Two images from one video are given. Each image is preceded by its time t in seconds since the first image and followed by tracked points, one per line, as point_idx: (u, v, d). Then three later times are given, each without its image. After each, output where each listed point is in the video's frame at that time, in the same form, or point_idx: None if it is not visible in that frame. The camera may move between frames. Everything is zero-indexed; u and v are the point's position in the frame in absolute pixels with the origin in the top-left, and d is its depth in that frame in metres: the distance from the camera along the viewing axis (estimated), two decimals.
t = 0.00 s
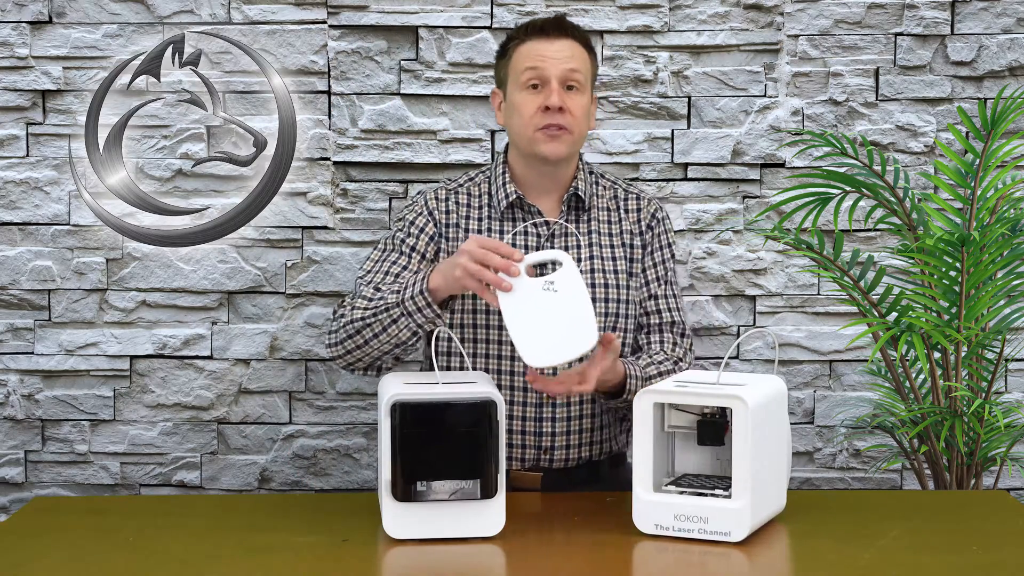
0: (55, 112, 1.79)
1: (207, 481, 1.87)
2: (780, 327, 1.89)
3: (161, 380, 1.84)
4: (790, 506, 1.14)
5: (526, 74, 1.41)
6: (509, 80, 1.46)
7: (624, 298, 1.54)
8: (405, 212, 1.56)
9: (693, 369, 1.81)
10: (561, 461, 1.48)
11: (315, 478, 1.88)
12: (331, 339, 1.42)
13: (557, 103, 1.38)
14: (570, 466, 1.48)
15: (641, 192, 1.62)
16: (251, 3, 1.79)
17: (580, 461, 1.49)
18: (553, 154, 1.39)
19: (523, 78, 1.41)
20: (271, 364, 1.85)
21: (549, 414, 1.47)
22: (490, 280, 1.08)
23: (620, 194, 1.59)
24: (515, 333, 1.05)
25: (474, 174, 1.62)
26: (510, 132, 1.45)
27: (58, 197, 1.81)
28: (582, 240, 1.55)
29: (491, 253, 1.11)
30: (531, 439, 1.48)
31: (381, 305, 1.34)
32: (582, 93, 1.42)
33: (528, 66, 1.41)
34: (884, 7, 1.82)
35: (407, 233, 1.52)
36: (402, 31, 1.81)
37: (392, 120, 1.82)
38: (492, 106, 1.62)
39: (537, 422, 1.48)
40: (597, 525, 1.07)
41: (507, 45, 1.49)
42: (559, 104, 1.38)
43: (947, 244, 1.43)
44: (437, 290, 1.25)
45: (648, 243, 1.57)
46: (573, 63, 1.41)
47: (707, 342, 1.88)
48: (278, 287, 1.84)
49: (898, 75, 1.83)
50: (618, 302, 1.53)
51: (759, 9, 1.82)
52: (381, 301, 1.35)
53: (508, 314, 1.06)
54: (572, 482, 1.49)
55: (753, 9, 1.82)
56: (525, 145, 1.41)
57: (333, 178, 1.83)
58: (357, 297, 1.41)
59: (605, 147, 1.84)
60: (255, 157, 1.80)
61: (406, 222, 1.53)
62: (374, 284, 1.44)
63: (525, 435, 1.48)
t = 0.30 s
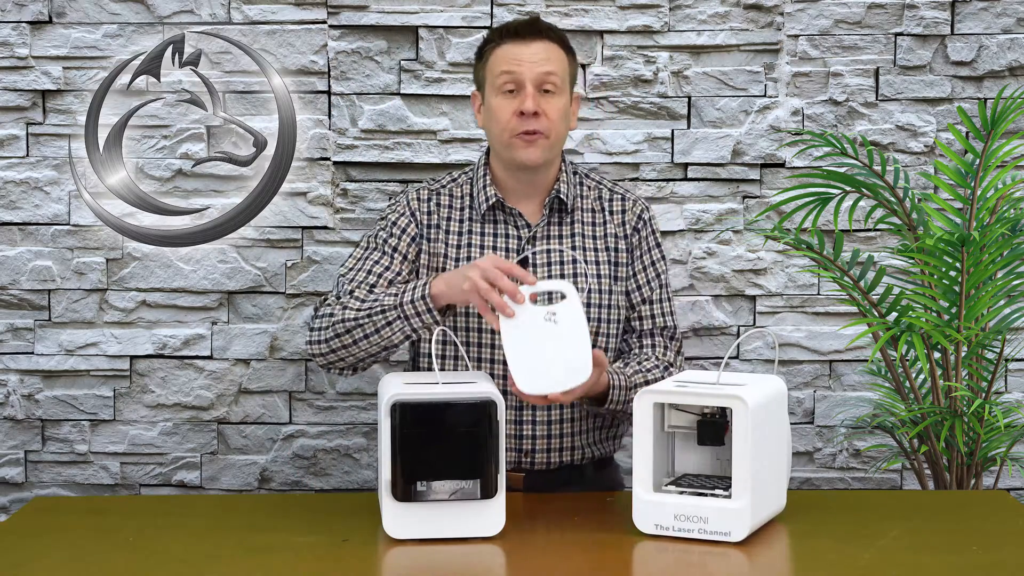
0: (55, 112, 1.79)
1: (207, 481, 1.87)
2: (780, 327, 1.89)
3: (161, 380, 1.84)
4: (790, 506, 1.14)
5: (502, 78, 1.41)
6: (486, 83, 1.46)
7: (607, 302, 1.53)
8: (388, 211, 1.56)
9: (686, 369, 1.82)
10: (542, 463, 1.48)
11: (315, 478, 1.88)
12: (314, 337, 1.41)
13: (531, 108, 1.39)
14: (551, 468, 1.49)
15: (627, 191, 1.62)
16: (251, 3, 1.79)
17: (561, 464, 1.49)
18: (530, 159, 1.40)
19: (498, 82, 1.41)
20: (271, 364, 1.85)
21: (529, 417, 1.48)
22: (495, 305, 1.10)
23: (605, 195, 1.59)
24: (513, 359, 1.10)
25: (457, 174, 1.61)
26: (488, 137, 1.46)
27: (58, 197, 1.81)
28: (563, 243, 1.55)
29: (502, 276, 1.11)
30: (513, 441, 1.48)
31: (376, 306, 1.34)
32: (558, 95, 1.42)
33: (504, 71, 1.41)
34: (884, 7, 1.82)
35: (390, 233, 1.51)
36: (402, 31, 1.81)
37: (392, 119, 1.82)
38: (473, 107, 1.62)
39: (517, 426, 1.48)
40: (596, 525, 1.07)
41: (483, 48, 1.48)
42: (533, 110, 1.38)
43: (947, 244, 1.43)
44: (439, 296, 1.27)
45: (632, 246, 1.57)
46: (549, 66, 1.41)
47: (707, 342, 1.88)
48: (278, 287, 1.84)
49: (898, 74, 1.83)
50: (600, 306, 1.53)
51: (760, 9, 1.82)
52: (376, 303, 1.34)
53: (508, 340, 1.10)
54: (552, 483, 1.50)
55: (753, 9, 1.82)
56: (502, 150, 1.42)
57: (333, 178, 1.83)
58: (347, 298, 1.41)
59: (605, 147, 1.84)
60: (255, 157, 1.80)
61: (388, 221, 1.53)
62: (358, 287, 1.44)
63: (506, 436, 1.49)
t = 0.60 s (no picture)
0: (55, 112, 1.79)
1: (207, 481, 1.87)
2: (780, 327, 1.89)
3: (161, 380, 1.84)
4: (790, 506, 1.15)
5: (492, 78, 1.41)
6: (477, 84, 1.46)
7: (603, 303, 1.53)
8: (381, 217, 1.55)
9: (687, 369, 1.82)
10: (536, 465, 1.48)
11: (315, 478, 1.88)
12: (317, 357, 1.40)
13: (522, 106, 1.39)
14: (546, 470, 1.48)
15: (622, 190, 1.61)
16: (251, 3, 1.79)
17: (555, 465, 1.49)
18: (522, 158, 1.40)
19: (488, 82, 1.41)
20: (271, 364, 1.85)
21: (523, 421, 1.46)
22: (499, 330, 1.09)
23: (600, 196, 1.58)
24: (516, 383, 1.09)
25: (451, 175, 1.60)
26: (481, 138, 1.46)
27: (58, 197, 1.81)
28: (560, 244, 1.54)
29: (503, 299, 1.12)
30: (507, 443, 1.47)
31: (380, 326, 1.34)
32: (549, 93, 1.42)
33: (493, 70, 1.41)
34: (884, 7, 1.82)
35: (383, 240, 1.51)
36: (402, 31, 1.81)
37: (392, 119, 1.82)
38: (467, 110, 1.61)
39: (512, 429, 1.46)
40: (597, 525, 1.07)
41: (473, 50, 1.49)
42: (524, 108, 1.38)
43: (947, 244, 1.43)
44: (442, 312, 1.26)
45: (627, 247, 1.56)
46: (538, 65, 1.41)
47: (706, 342, 1.88)
48: (278, 287, 1.84)
49: (898, 75, 1.83)
50: (597, 307, 1.53)
51: (759, 9, 1.82)
52: (379, 322, 1.34)
53: (511, 366, 1.09)
54: (548, 485, 1.49)
55: (753, 9, 1.82)
56: (494, 150, 1.41)
57: (333, 178, 1.83)
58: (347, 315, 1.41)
59: (605, 147, 1.84)
60: (255, 157, 1.80)
61: (381, 228, 1.51)
62: (358, 303, 1.44)
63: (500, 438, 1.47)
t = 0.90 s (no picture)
0: (55, 112, 1.79)
1: (207, 481, 1.87)
2: (780, 327, 1.89)
3: (161, 380, 1.84)
4: (789, 506, 1.15)
5: (495, 73, 1.41)
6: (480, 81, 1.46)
7: (609, 299, 1.52)
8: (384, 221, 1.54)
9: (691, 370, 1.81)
10: (543, 461, 1.47)
11: (315, 478, 1.88)
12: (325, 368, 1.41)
13: (528, 97, 1.39)
14: (552, 465, 1.48)
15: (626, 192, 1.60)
16: (251, 3, 1.79)
17: (562, 462, 1.48)
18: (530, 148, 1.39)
19: (492, 77, 1.41)
20: (271, 364, 1.85)
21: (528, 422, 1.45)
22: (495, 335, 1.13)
23: (606, 195, 1.57)
24: (526, 389, 1.11)
25: (456, 176, 1.59)
26: (486, 133, 1.45)
27: (58, 197, 1.81)
28: (567, 240, 1.52)
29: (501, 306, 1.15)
30: (514, 438, 1.46)
31: (374, 331, 1.34)
32: (554, 85, 1.42)
33: (496, 65, 1.41)
34: (884, 7, 1.82)
35: (385, 241, 1.50)
36: (402, 31, 1.81)
37: (392, 119, 1.82)
38: (470, 111, 1.61)
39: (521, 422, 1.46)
40: (597, 526, 1.07)
41: (475, 49, 1.49)
42: (530, 98, 1.38)
43: (947, 244, 1.43)
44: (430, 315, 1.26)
45: (633, 246, 1.55)
46: (541, 57, 1.41)
47: (707, 342, 1.88)
48: (278, 287, 1.84)
49: (898, 74, 1.83)
50: (603, 303, 1.51)
51: (759, 9, 1.82)
52: (374, 327, 1.35)
53: (521, 373, 1.11)
54: (554, 483, 1.48)
55: (753, 9, 1.82)
56: (501, 142, 1.41)
57: (333, 178, 1.83)
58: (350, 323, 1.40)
59: (605, 147, 1.84)
60: (255, 157, 1.80)
61: (384, 233, 1.51)
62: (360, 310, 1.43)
63: (508, 434, 1.46)
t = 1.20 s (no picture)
0: (55, 112, 1.79)
1: (207, 481, 1.87)
2: (780, 327, 1.89)
3: (161, 380, 1.84)
4: (789, 506, 1.15)
5: (510, 74, 1.41)
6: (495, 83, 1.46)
7: (623, 300, 1.50)
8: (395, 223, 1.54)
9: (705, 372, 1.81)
10: (555, 460, 1.46)
11: (315, 478, 1.88)
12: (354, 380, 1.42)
13: (543, 96, 1.38)
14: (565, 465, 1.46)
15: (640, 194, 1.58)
16: (251, 3, 1.79)
17: (575, 461, 1.47)
18: (547, 146, 1.38)
19: (507, 78, 1.41)
20: (271, 364, 1.85)
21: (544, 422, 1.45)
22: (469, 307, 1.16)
23: (620, 197, 1.56)
24: (539, 375, 1.11)
25: (470, 176, 1.59)
26: (502, 134, 1.44)
27: (58, 197, 1.81)
28: (581, 240, 1.51)
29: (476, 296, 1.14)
30: (526, 437, 1.46)
31: (391, 342, 1.36)
32: (568, 85, 1.42)
33: (511, 66, 1.41)
34: (884, 7, 1.82)
35: (398, 244, 1.50)
36: (402, 31, 1.81)
37: (392, 119, 1.82)
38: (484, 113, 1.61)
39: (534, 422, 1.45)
40: (597, 526, 1.07)
41: (488, 51, 1.49)
42: (544, 97, 1.38)
43: (947, 244, 1.43)
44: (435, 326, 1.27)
45: (647, 248, 1.54)
46: (555, 57, 1.41)
47: (707, 342, 1.88)
48: (278, 287, 1.84)
49: (898, 75, 1.83)
50: (617, 304, 1.49)
51: (759, 9, 1.82)
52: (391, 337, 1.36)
53: (536, 360, 1.11)
54: (567, 484, 1.46)
55: (753, 9, 1.82)
56: (517, 142, 1.40)
57: (333, 178, 1.83)
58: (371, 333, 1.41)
59: (605, 147, 1.84)
60: (255, 157, 1.80)
61: (397, 236, 1.51)
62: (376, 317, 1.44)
63: (520, 432, 1.46)
